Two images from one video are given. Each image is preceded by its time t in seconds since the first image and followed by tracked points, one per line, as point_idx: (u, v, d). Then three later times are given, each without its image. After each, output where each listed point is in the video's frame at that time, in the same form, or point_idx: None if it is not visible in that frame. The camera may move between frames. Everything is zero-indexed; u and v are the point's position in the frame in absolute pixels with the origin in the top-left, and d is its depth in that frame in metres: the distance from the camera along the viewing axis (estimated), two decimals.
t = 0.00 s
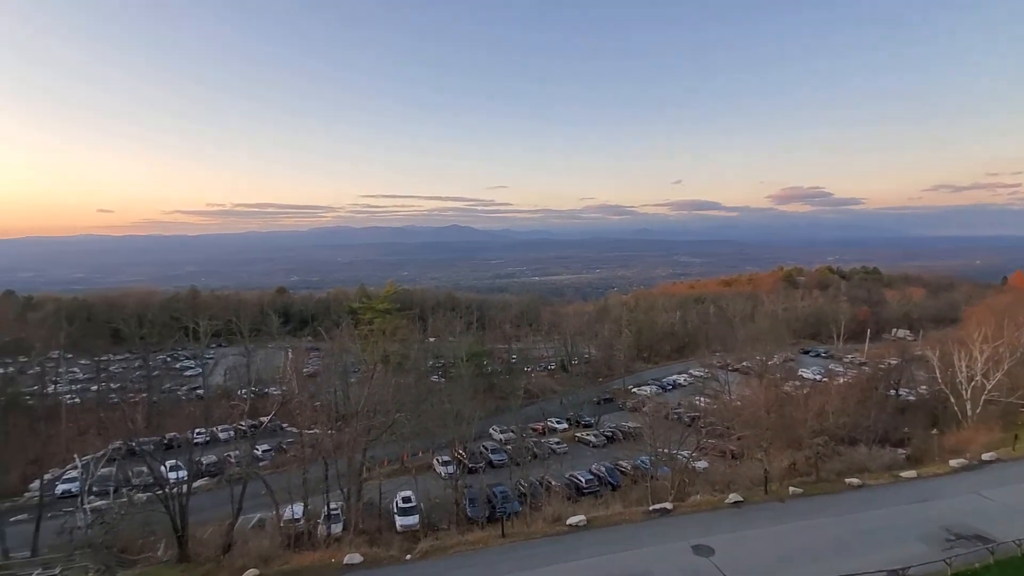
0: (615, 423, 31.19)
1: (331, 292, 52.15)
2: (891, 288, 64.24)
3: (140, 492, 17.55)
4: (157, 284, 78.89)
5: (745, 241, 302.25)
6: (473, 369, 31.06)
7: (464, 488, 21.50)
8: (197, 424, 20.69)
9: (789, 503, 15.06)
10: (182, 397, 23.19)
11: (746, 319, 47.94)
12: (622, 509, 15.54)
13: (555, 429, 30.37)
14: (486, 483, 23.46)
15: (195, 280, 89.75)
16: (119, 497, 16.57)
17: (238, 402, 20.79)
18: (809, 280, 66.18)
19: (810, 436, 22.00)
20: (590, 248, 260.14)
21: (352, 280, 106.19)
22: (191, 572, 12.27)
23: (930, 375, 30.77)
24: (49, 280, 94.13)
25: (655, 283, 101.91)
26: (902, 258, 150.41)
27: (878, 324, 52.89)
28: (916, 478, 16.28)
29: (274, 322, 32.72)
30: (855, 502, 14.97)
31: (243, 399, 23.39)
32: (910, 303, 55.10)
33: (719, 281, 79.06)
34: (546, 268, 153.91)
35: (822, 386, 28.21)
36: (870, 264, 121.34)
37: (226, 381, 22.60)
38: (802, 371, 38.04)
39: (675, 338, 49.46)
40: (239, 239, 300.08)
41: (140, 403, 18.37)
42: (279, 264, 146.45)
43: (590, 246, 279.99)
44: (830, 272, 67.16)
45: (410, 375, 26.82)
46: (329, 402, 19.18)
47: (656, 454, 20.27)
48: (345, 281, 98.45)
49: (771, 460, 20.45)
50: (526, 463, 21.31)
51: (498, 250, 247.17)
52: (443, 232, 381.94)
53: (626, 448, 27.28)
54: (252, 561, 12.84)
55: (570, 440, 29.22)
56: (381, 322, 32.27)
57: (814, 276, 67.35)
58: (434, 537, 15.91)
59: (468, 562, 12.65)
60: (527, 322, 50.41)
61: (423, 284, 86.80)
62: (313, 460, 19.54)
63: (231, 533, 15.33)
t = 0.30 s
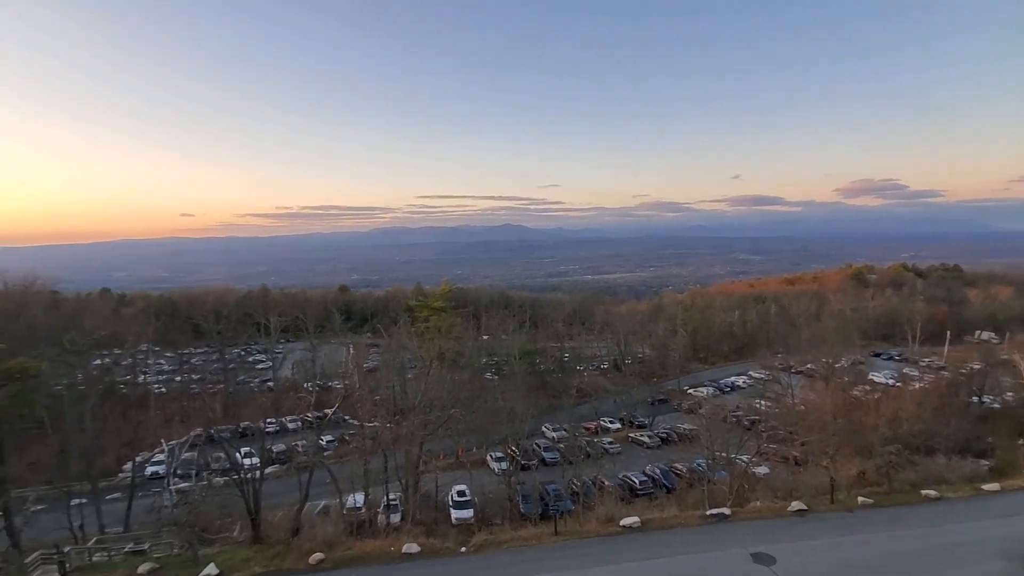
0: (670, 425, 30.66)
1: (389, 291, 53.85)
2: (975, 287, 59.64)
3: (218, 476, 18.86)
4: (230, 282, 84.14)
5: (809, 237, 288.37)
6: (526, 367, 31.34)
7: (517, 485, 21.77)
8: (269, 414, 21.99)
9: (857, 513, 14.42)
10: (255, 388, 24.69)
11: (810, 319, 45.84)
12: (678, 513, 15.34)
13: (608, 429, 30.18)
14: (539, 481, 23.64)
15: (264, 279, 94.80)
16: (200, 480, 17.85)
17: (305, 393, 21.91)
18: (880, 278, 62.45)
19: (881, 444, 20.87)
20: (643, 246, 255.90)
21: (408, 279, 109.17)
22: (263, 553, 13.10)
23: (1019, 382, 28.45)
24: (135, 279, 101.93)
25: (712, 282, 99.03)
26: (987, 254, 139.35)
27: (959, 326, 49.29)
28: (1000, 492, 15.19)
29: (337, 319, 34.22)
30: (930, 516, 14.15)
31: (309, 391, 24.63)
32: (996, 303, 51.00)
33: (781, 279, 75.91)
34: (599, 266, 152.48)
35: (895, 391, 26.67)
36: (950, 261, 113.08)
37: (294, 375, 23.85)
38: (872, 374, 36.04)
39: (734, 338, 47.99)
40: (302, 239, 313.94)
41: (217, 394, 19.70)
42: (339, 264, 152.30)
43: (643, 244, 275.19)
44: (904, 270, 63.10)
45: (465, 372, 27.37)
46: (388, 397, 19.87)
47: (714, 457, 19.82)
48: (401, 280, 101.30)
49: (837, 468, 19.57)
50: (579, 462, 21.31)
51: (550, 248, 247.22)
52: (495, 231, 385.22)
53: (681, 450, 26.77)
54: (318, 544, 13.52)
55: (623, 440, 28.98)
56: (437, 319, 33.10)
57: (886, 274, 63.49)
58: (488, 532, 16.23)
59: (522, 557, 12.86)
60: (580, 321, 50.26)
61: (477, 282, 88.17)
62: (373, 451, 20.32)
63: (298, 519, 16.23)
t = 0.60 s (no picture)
0: (722, 430, 29.86)
1: (438, 291, 54.83)
2: None
3: (278, 467, 19.81)
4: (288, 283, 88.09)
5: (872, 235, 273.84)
6: (572, 368, 31.28)
7: (563, 486, 21.74)
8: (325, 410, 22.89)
9: (926, 529, 13.64)
10: (312, 384, 25.77)
11: (874, 322, 43.58)
12: (731, 521, 14.96)
13: (657, 432, 29.70)
14: (586, 483, 23.53)
15: (319, 280, 98.27)
16: (262, 471, 18.82)
17: (358, 390, 22.69)
18: (952, 279, 58.62)
19: (953, 456, 19.62)
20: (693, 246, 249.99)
21: (455, 280, 110.90)
22: (320, 543, 13.67)
23: None
24: (202, 279, 108.00)
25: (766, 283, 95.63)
26: None
27: None
28: None
29: (388, 319, 35.20)
30: (1010, 534, 13.22)
31: (363, 388, 25.48)
32: None
33: (842, 280, 72.46)
34: (647, 266, 149.84)
35: (969, 400, 25.00)
36: None
37: (349, 372, 24.74)
38: (943, 381, 33.91)
39: (790, 341, 46.23)
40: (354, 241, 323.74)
41: (278, 390, 20.69)
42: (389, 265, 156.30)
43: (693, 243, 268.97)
44: (980, 270, 58.99)
45: (512, 373, 27.58)
46: (437, 395, 20.27)
47: (769, 465, 19.18)
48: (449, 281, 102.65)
49: (903, 480, 18.54)
50: (627, 465, 21.07)
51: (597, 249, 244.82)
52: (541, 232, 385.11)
53: (734, 457, 26.05)
54: (370, 536, 13.98)
55: (673, 445, 28.45)
56: (485, 320, 33.52)
57: (959, 275, 59.51)
58: (534, 532, 16.31)
59: (569, 559, 12.87)
60: (628, 322, 49.64)
61: (523, 283, 88.58)
62: (423, 448, 20.79)
63: (352, 511, 16.82)
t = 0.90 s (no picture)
0: (775, 435, 28.91)
1: (484, 290, 55.40)
2: None
3: (333, 459, 20.62)
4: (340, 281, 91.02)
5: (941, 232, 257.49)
6: (619, 368, 31.03)
7: (609, 487, 21.61)
8: (377, 404, 23.60)
9: (1000, 546, 12.82)
10: (364, 379, 26.62)
11: (943, 324, 41.06)
12: (785, 530, 14.52)
13: (707, 435, 29.05)
14: (633, 485, 23.27)
15: (370, 279, 100.79)
16: (318, 461, 19.64)
17: (408, 385, 23.27)
18: None
19: None
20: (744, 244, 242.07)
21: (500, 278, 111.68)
22: (371, 532, 14.16)
23: None
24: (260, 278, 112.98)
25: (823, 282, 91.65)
26: None
27: None
28: None
29: (436, 317, 35.91)
30: None
31: (413, 384, 26.11)
32: None
33: (907, 279, 68.57)
34: (697, 265, 146.15)
35: None
36: None
37: (399, 368, 25.40)
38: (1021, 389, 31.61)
39: (849, 343, 44.20)
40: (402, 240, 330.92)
41: (332, 384, 21.46)
42: (436, 263, 158.88)
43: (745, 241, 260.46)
44: None
45: (558, 371, 27.64)
46: (483, 393, 20.53)
47: (826, 472, 18.44)
48: (495, 280, 103.19)
49: (975, 493, 17.45)
50: (675, 468, 20.72)
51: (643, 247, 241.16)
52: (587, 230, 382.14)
53: (787, 463, 25.19)
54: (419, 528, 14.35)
55: (723, 449, 27.77)
56: (531, 319, 33.69)
57: None
58: (580, 532, 16.28)
59: (615, 560, 12.82)
60: (676, 322, 48.74)
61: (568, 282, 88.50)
62: (469, 444, 21.10)
63: (402, 503, 17.30)
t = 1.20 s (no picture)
0: (844, 441, 27.53)
1: (538, 288, 55.54)
2: None
3: (393, 450, 21.36)
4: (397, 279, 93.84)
5: None
6: (675, 367, 30.41)
7: (666, 489, 21.24)
8: (434, 399, 24.19)
9: None
10: (421, 374, 27.36)
11: None
12: (854, 541, 13.85)
13: (769, 439, 28.00)
14: (691, 487, 22.76)
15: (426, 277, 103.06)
16: (379, 452, 20.41)
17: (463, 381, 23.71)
18: None
19: None
20: (809, 239, 230.63)
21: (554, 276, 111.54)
22: (430, 524, 14.60)
23: None
24: (323, 276, 117.84)
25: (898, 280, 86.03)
26: None
27: None
28: None
29: (490, 315, 36.35)
30: None
31: (468, 380, 26.59)
32: None
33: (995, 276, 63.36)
34: (758, 262, 140.49)
35: None
36: None
37: (455, 365, 25.94)
38: None
39: (927, 346, 41.39)
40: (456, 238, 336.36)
41: (392, 378, 22.18)
42: (490, 261, 160.42)
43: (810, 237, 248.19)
44: None
45: (612, 370, 27.41)
46: (538, 390, 20.64)
47: (901, 483, 17.41)
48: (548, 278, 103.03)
49: None
50: (736, 472, 20.11)
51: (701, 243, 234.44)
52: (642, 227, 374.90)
53: (858, 471, 23.93)
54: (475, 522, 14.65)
55: (786, 454, 26.70)
56: (585, 317, 33.52)
57: None
58: (636, 533, 16.13)
59: (673, 564, 12.64)
60: (736, 321, 47.17)
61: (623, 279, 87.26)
62: (524, 441, 21.28)
63: (458, 497, 17.69)
